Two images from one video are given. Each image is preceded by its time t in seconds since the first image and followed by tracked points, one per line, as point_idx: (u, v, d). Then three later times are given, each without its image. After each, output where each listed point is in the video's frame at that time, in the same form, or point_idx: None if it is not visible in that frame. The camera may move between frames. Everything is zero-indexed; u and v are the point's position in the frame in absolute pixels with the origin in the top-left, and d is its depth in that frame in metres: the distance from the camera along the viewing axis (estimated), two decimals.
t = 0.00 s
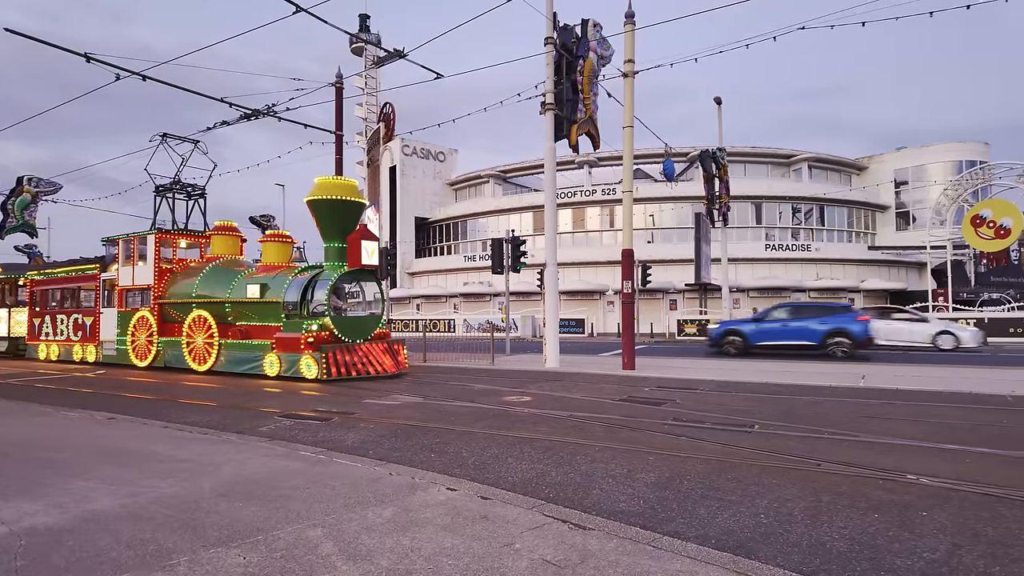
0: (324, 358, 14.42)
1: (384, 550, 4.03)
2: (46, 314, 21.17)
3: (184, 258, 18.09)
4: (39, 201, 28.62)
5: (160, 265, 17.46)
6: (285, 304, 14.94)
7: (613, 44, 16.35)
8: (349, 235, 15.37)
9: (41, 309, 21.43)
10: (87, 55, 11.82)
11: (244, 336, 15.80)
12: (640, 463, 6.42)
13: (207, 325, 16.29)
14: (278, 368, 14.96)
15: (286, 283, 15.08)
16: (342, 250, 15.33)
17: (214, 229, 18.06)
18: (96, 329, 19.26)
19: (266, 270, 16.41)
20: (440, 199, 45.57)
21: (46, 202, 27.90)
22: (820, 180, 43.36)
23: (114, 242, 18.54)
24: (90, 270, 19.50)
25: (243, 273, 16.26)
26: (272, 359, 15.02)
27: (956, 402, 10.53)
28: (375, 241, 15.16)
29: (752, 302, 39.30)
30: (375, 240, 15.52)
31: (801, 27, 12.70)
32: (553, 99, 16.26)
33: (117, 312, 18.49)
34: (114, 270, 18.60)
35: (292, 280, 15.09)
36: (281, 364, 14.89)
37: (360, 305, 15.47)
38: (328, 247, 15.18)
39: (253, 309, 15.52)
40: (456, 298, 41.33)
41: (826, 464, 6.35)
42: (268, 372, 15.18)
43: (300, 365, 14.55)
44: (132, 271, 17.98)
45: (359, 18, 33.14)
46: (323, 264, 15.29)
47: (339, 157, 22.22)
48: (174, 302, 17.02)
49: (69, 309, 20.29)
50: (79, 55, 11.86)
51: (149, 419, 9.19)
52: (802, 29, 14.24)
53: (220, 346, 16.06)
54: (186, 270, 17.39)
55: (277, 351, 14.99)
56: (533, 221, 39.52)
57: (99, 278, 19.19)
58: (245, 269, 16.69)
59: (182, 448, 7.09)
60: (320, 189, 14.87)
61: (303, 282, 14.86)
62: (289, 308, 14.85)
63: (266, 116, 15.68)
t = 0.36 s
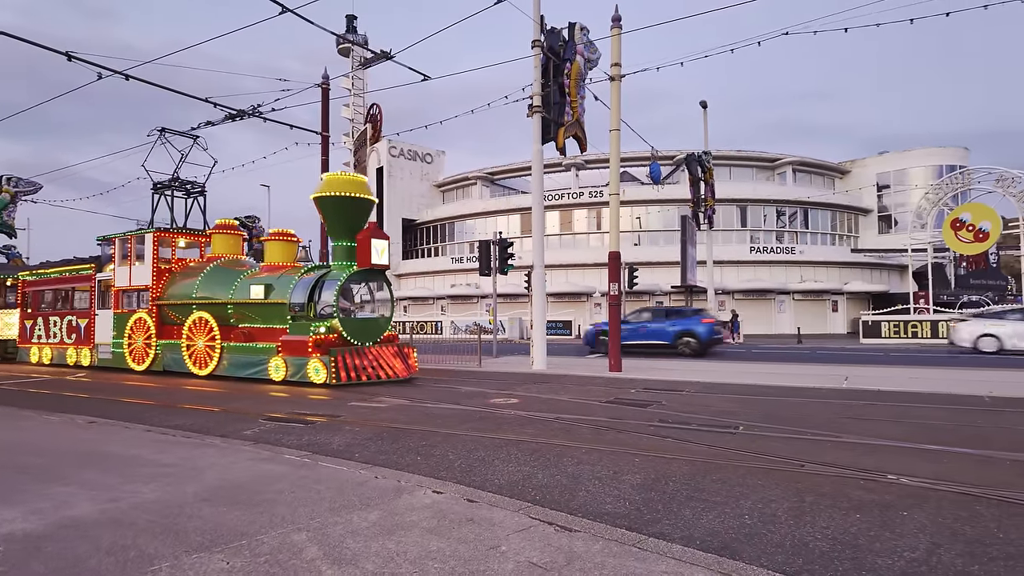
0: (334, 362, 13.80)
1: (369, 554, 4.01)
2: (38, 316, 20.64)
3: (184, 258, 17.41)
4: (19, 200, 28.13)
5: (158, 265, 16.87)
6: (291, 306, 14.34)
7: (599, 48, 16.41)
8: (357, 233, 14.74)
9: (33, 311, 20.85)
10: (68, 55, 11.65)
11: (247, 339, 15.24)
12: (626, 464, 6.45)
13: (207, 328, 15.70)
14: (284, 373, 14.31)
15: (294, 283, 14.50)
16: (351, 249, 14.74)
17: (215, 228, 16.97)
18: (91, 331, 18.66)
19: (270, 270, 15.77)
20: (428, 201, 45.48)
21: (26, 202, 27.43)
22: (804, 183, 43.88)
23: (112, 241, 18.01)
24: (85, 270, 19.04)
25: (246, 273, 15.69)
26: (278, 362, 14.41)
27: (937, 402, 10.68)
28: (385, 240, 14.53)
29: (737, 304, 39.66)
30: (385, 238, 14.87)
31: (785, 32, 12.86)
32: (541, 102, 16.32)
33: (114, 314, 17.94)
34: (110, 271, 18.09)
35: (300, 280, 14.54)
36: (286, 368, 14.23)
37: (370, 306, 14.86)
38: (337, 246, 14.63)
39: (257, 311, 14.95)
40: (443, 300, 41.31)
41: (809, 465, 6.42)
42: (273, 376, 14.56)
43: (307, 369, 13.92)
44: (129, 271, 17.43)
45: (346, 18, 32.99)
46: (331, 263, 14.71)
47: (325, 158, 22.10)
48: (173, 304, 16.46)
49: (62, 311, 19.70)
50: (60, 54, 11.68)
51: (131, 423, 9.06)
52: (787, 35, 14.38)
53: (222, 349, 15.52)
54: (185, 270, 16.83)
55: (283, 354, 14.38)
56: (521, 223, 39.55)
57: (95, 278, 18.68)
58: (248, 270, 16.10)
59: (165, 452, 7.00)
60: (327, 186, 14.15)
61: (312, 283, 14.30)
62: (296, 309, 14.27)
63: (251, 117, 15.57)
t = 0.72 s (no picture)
0: (346, 366, 13.31)
1: (356, 559, 3.98)
2: (34, 317, 20.10)
3: (186, 258, 17.00)
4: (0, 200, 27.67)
5: (160, 265, 16.44)
6: (301, 307, 13.84)
7: (588, 51, 16.46)
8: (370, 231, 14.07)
9: (27, 312, 20.32)
10: (51, 53, 11.49)
11: (254, 342, 14.82)
12: (614, 466, 6.46)
13: (212, 330, 15.24)
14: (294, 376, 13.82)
15: (304, 283, 13.99)
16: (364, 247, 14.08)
17: (218, 226, 16.82)
18: (90, 333, 18.18)
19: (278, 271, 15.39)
20: (416, 203, 45.37)
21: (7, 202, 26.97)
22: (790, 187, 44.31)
23: (111, 241, 17.52)
24: (83, 270, 18.48)
25: (253, 274, 15.29)
26: (287, 366, 13.92)
27: (919, 403, 10.83)
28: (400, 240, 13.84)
29: (724, 306, 39.94)
30: (399, 236, 14.09)
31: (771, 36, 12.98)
32: (529, 104, 16.36)
33: (114, 316, 17.43)
34: (109, 271, 17.59)
35: (310, 281, 13.99)
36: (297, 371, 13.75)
37: (383, 307, 14.27)
38: (349, 244, 13.98)
39: (264, 312, 14.54)
40: (432, 302, 41.29)
41: (795, 466, 6.47)
42: (282, 380, 14.04)
43: (319, 373, 13.43)
44: (130, 271, 16.94)
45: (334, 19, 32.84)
46: (343, 261, 14.10)
47: (312, 160, 22.00)
48: (175, 304, 15.98)
49: (59, 312, 19.21)
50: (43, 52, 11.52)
51: (114, 426, 8.95)
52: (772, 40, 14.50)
53: (227, 352, 15.02)
54: (188, 271, 16.39)
55: (293, 358, 13.92)
56: (509, 225, 39.56)
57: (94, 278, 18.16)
58: (253, 270, 15.64)
59: (149, 456, 6.92)
60: (341, 181, 13.51)
61: (323, 283, 13.73)
62: (306, 311, 13.76)
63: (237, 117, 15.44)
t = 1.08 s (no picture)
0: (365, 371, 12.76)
1: (345, 562, 3.96)
2: (34, 319, 19.41)
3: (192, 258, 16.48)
4: None
5: (166, 265, 15.88)
6: (315, 310, 13.34)
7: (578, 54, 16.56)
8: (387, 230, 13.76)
9: (28, 314, 19.65)
10: (37, 52, 11.35)
11: (265, 345, 14.22)
12: (604, 468, 6.47)
13: (222, 333, 14.67)
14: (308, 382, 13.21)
15: (319, 284, 13.51)
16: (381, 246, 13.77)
17: (228, 224, 16.12)
18: (92, 336, 17.46)
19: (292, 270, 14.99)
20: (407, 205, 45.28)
21: None
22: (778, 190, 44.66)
23: (114, 239, 16.85)
24: (85, 270, 17.77)
25: (263, 274, 14.75)
26: (302, 371, 13.32)
27: (904, 405, 10.97)
28: (417, 237, 13.44)
29: (714, 309, 40.14)
30: (417, 234, 13.54)
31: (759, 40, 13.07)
32: (520, 108, 16.22)
33: (117, 318, 16.75)
34: (112, 271, 16.89)
35: (325, 281, 13.54)
36: (312, 377, 13.17)
37: (400, 309, 13.84)
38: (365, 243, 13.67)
39: (276, 314, 14.01)
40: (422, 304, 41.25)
41: (783, 468, 6.51)
42: (296, 387, 13.46)
43: (335, 378, 12.87)
44: (134, 272, 16.27)
45: (324, 20, 32.70)
46: (359, 261, 13.72)
47: (302, 162, 21.90)
48: (182, 306, 15.40)
49: (61, 314, 18.52)
50: (29, 52, 11.38)
51: (100, 430, 8.84)
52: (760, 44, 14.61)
53: (238, 355, 14.41)
54: (197, 271, 15.78)
55: (308, 362, 13.34)
56: (500, 227, 39.57)
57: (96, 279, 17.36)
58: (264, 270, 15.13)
59: (136, 460, 6.85)
60: (353, 177, 13.35)
61: (339, 283, 13.26)
62: (321, 313, 13.28)
63: (226, 118, 15.34)
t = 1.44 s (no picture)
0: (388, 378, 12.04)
1: (336, 566, 3.96)
2: (40, 321, 18.97)
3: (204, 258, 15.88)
4: None
5: (177, 266, 15.27)
6: (336, 312, 12.70)
7: (571, 58, 16.64)
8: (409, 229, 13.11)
9: (34, 316, 19.23)
10: (26, 54, 11.26)
11: (282, 348, 13.61)
12: (596, 472, 6.48)
13: (236, 336, 14.10)
14: (329, 388, 12.60)
15: (340, 285, 12.85)
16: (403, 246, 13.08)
17: (241, 224, 15.30)
18: (100, 339, 16.99)
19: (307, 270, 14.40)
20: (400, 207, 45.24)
21: None
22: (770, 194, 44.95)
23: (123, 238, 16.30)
24: (93, 271, 17.23)
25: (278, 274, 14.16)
26: (321, 377, 12.71)
27: (893, 407, 11.05)
28: (442, 235, 12.78)
29: (705, 312, 40.33)
30: (442, 233, 12.82)
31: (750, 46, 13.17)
32: (512, 111, 16.27)
33: (126, 320, 16.22)
34: (121, 272, 16.37)
35: (346, 282, 12.88)
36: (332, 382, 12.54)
37: (422, 310, 13.04)
38: (387, 242, 12.97)
39: (292, 316, 13.39)
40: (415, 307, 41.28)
41: (774, 470, 6.55)
42: (315, 393, 12.84)
43: (357, 384, 12.24)
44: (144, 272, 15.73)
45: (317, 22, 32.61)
46: (380, 261, 13.00)
47: (294, 164, 21.83)
48: (192, 308, 14.84)
49: (67, 316, 18.07)
50: (18, 52, 11.29)
51: (89, 434, 8.75)
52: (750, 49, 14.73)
53: (253, 359, 13.87)
54: (208, 272, 15.17)
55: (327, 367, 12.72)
56: (493, 230, 39.58)
57: (105, 280, 16.90)
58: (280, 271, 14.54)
59: (126, 464, 6.79)
60: (375, 173, 12.61)
61: (361, 284, 12.59)
62: (342, 315, 12.63)
63: (218, 120, 15.28)
